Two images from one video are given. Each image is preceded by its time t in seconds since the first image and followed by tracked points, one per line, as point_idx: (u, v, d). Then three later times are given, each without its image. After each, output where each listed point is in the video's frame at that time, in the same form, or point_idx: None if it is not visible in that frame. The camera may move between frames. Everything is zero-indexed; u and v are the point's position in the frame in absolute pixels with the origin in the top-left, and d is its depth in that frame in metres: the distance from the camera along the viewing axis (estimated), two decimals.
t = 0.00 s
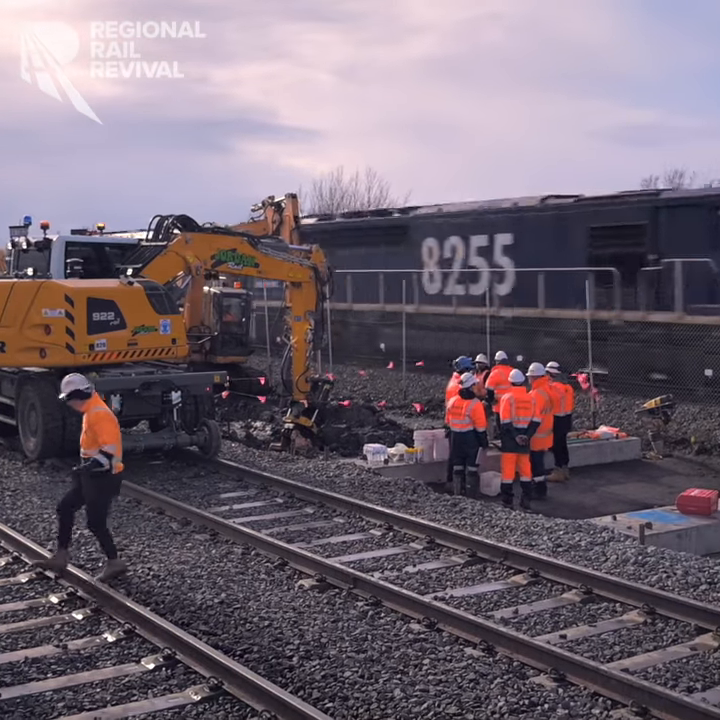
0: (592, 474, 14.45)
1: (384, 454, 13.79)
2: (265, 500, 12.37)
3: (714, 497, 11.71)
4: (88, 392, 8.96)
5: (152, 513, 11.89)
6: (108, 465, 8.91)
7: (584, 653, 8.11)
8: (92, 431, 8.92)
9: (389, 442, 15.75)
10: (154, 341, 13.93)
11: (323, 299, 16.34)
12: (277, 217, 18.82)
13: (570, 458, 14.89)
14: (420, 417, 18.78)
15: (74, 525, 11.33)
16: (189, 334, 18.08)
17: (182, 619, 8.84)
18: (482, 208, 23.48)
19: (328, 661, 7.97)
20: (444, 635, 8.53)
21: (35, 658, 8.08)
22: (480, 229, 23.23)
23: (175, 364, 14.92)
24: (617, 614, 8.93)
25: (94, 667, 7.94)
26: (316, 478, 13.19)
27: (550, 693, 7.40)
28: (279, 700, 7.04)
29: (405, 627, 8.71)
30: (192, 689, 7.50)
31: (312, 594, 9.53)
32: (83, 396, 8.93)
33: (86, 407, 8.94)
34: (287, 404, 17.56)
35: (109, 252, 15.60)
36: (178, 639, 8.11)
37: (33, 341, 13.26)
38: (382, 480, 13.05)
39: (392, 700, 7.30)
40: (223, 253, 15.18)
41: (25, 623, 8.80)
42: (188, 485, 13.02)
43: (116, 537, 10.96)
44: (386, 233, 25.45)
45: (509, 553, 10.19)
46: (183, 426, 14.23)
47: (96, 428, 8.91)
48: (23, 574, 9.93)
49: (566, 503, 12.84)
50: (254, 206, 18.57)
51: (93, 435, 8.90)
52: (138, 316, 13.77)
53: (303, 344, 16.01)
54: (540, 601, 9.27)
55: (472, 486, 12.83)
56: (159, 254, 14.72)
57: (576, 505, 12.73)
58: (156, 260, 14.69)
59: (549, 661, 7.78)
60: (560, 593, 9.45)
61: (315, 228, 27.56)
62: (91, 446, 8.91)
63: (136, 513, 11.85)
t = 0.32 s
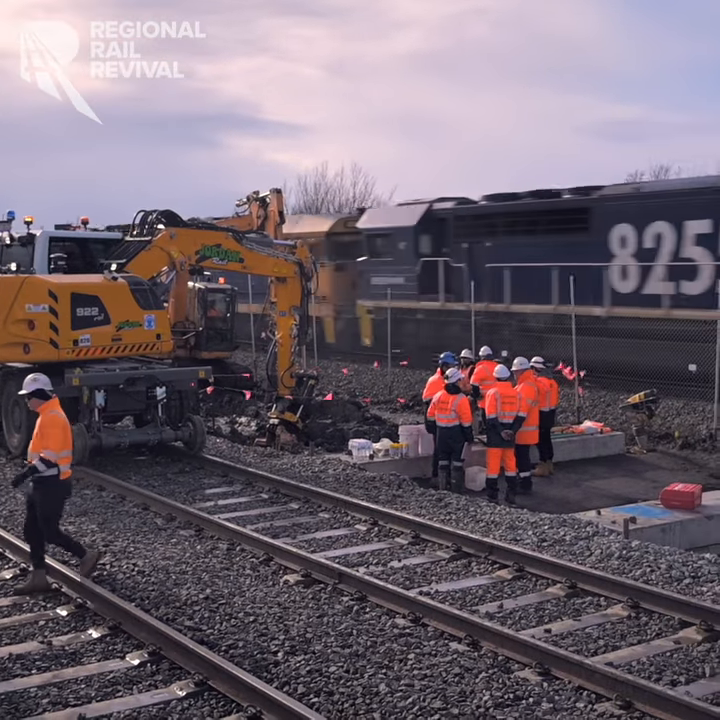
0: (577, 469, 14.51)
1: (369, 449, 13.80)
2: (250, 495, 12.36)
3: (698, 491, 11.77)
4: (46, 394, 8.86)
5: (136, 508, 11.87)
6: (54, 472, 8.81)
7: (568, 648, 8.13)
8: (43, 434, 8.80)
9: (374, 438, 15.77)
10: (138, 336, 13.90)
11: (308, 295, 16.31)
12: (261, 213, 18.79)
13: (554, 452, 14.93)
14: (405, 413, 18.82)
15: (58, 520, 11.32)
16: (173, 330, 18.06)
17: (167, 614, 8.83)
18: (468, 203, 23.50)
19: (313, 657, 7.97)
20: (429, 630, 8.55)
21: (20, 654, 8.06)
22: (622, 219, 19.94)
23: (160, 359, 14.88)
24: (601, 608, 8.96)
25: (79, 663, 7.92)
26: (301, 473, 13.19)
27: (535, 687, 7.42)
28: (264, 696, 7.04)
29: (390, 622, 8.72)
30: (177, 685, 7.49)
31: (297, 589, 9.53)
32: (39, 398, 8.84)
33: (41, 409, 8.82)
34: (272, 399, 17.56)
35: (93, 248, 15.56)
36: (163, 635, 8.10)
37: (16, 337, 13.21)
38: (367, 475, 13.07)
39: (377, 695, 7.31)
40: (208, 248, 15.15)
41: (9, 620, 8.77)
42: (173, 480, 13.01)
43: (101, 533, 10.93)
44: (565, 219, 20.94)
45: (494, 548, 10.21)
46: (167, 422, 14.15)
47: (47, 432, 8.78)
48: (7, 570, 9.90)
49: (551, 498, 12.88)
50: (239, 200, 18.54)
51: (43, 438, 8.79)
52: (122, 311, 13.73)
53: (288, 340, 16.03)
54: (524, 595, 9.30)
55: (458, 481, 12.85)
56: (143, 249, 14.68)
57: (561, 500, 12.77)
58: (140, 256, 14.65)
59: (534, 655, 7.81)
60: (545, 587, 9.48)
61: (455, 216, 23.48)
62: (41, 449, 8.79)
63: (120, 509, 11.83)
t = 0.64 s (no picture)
0: (562, 465, 14.55)
1: (355, 446, 13.83)
2: (236, 492, 12.36)
3: (683, 487, 11.82)
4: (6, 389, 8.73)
5: (122, 505, 11.85)
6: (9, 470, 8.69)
7: (554, 643, 8.16)
8: None
9: (360, 434, 15.78)
10: (123, 332, 13.87)
11: (294, 291, 16.29)
12: (247, 209, 18.76)
13: (540, 449, 14.97)
14: (391, 409, 18.83)
15: (44, 517, 11.28)
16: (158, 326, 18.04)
17: (152, 612, 8.81)
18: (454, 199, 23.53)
19: (300, 653, 7.98)
20: (415, 626, 8.56)
21: (5, 652, 8.03)
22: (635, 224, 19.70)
23: (145, 356, 14.85)
24: (586, 603, 8.99)
25: (64, 661, 7.90)
26: (287, 469, 13.20)
27: (520, 683, 7.44)
28: (250, 692, 7.04)
29: (376, 619, 8.73)
30: (162, 682, 7.49)
31: (283, 585, 9.53)
32: None
33: None
34: (258, 396, 17.56)
35: (77, 244, 15.53)
36: (148, 632, 8.09)
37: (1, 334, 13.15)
38: (353, 471, 13.08)
39: (363, 691, 7.31)
40: (193, 245, 15.12)
41: None
42: (158, 477, 13.01)
43: (86, 530, 10.91)
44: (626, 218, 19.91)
45: (480, 544, 10.23)
46: (153, 419, 14.13)
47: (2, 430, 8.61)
48: None
49: (536, 494, 12.92)
50: (224, 197, 18.52)
51: None
52: (107, 308, 13.70)
53: (273, 337, 15.92)
54: (510, 591, 9.32)
55: (443, 477, 12.89)
56: (128, 245, 14.64)
57: (546, 496, 12.81)
58: (125, 252, 14.61)
59: (520, 650, 7.83)
60: (530, 583, 9.50)
61: (665, 198, 19.06)
62: None
63: (106, 506, 11.80)
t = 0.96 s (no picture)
0: (548, 462, 14.58)
1: (341, 443, 13.83)
2: (221, 489, 12.34)
3: (667, 484, 11.85)
4: None
5: (107, 503, 11.82)
6: None
7: (540, 640, 8.17)
8: None
9: (346, 431, 15.78)
10: (108, 330, 13.83)
11: (280, 288, 16.26)
12: (232, 206, 18.74)
13: (525, 445, 14.99)
14: (377, 406, 18.83)
15: (28, 516, 11.23)
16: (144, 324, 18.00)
17: (138, 610, 8.79)
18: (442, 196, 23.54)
19: (286, 650, 7.98)
20: (400, 623, 8.56)
21: None
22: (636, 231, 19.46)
23: (130, 354, 14.82)
24: (572, 600, 9.01)
25: (49, 659, 7.87)
26: (272, 467, 13.19)
27: (506, 679, 7.46)
28: (236, 690, 7.03)
29: (362, 616, 8.73)
30: (148, 680, 7.47)
31: (268, 583, 9.52)
32: None
33: None
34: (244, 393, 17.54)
35: (62, 241, 15.49)
36: (134, 630, 8.08)
37: None
38: (339, 469, 13.07)
39: (349, 688, 7.32)
40: (178, 242, 15.09)
41: None
42: (144, 474, 12.99)
43: (71, 528, 10.87)
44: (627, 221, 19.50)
45: (465, 541, 10.24)
46: (138, 416, 14.13)
47: None
48: None
49: (521, 491, 12.95)
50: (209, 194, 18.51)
51: None
52: (93, 305, 13.66)
53: (259, 334, 15.92)
54: (495, 588, 9.34)
55: (429, 474, 12.91)
56: (113, 242, 14.60)
57: (531, 493, 12.83)
58: (109, 249, 14.57)
59: (505, 647, 7.84)
60: (516, 580, 9.52)
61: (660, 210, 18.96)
62: None
63: (91, 504, 11.77)
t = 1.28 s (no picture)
0: (535, 460, 14.62)
1: (329, 441, 13.82)
2: (208, 488, 12.34)
3: (653, 481, 11.89)
4: None
5: (94, 501, 11.80)
6: None
7: (527, 637, 8.19)
8: None
9: (333, 430, 15.78)
10: (95, 328, 13.80)
11: (267, 286, 16.25)
12: (220, 204, 18.74)
13: (512, 443, 15.02)
14: (364, 404, 18.84)
15: (15, 514, 11.20)
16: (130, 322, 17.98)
17: (125, 608, 8.77)
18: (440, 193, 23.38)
19: (273, 648, 7.98)
20: (388, 620, 8.57)
21: None
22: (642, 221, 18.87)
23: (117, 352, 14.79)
24: (559, 597, 9.03)
25: (36, 658, 7.85)
26: (260, 465, 13.17)
27: (493, 676, 7.47)
28: (222, 688, 7.02)
29: (349, 613, 8.74)
30: (135, 678, 7.45)
31: (256, 581, 9.51)
32: None
33: None
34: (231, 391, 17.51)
35: (49, 239, 15.47)
36: (120, 628, 8.07)
37: None
38: (326, 467, 13.06)
39: (336, 686, 7.31)
40: (165, 239, 15.05)
41: None
42: (131, 472, 12.97)
43: (58, 527, 10.85)
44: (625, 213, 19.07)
45: (453, 539, 10.26)
46: (125, 413, 14.11)
47: None
48: None
49: (509, 489, 12.97)
50: (196, 191, 18.51)
51: None
52: (79, 303, 13.63)
53: (247, 331, 15.93)
54: (482, 586, 9.35)
55: (417, 472, 12.93)
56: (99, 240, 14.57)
57: (519, 491, 12.86)
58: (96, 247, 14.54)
59: (492, 644, 7.86)
60: (503, 578, 9.53)
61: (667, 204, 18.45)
62: None
63: (78, 503, 11.73)
